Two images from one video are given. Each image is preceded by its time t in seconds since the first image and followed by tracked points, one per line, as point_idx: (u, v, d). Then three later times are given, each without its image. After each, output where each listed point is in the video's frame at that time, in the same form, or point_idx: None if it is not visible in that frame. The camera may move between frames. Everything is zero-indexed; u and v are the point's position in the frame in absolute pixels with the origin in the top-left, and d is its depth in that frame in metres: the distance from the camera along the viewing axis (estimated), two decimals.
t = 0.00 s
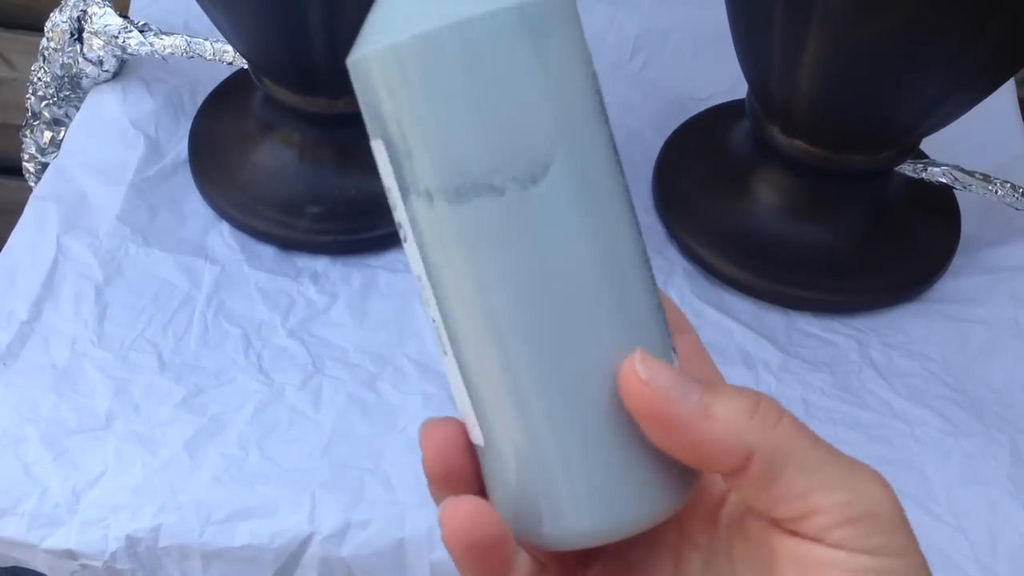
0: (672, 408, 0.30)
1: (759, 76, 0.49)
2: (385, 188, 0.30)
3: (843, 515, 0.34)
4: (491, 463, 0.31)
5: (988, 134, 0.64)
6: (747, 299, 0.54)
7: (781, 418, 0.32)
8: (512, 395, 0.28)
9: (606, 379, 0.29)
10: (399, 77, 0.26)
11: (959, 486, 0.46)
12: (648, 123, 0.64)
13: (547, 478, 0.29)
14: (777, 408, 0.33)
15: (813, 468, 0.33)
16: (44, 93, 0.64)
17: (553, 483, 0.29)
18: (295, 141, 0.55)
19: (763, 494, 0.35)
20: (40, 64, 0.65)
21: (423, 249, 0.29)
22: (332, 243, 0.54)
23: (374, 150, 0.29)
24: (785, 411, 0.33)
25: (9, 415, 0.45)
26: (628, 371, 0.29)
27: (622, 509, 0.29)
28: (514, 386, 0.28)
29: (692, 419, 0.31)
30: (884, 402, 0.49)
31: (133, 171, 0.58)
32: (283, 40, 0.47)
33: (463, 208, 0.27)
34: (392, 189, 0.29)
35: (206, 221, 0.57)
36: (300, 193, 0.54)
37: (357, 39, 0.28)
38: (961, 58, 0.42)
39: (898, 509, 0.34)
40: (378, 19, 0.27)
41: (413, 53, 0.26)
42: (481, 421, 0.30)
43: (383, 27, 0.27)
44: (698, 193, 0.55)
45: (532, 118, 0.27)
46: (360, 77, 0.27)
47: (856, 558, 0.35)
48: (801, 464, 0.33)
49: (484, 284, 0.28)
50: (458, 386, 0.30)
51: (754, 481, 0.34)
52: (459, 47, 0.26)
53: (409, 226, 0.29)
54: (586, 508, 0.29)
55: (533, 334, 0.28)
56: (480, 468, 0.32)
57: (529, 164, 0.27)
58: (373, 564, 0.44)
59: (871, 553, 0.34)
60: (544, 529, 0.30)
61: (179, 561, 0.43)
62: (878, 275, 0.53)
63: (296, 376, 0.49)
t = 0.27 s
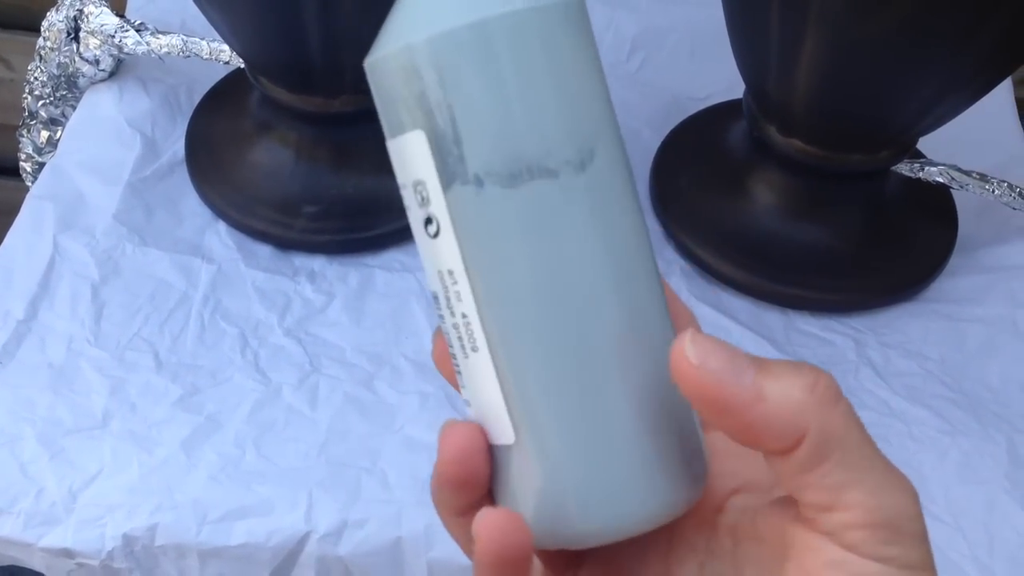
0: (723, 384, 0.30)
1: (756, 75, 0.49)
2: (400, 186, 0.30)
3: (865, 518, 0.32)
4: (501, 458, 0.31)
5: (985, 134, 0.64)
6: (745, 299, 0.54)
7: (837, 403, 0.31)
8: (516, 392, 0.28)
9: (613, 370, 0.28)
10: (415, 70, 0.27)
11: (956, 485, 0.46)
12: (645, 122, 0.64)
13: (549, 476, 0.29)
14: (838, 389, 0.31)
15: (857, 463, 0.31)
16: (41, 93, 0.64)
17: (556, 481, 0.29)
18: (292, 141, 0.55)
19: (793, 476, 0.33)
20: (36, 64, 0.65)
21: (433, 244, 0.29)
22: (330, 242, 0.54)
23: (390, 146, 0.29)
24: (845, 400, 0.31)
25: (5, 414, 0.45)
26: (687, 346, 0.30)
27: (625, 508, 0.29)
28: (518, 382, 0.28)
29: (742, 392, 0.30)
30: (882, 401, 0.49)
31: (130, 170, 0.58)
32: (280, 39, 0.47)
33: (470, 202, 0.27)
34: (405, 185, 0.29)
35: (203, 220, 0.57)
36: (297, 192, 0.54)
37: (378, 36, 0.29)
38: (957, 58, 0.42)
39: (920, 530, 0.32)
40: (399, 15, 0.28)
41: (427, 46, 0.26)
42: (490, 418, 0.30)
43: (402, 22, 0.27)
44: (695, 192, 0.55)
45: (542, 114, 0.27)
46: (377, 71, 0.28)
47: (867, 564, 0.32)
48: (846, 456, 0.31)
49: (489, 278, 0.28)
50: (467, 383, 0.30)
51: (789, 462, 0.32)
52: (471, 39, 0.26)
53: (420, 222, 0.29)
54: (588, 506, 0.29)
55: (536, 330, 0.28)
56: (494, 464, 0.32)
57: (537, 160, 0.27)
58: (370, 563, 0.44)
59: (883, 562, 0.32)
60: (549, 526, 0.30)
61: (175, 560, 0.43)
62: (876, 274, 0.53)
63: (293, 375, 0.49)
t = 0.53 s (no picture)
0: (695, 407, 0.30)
1: (758, 78, 0.49)
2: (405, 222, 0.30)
3: (847, 525, 0.33)
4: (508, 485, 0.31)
5: (987, 136, 0.64)
6: (747, 301, 0.54)
7: (808, 414, 0.32)
8: (524, 425, 0.29)
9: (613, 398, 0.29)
10: (414, 112, 0.27)
11: (958, 487, 0.46)
12: (647, 124, 0.64)
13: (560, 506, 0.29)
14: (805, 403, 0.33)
15: (832, 471, 0.33)
16: (44, 96, 0.64)
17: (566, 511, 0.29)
18: (295, 143, 0.55)
19: (772, 491, 0.34)
20: (40, 67, 0.65)
21: (439, 280, 0.29)
22: (332, 244, 0.54)
23: (394, 183, 0.30)
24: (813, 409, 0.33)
25: (8, 416, 0.45)
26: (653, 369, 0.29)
27: (637, 537, 0.29)
28: (527, 417, 0.28)
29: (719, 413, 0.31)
30: (884, 403, 0.49)
31: (132, 172, 0.58)
32: (282, 40, 0.47)
33: (477, 238, 0.27)
34: (410, 221, 0.30)
35: (206, 223, 0.57)
36: (299, 194, 0.54)
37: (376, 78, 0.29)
38: (958, 60, 0.42)
39: (905, 534, 0.34)
40: (396, 56, 0.28)
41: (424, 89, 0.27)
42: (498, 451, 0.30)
43: (399, 64, 0.28)
44: (697, 195, 0.56)
45: (542, 149, 0.27)
46: (377, 112, 0.28)
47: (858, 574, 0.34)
48: (822, 466, 0.33)
49: (494, 314, 0.28)
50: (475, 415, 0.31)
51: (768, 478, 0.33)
52: (469, 79, 0.26)
53: (424, 259, 0.29)
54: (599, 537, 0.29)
55: (542, 364, 0.28)
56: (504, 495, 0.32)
57: (541, 193, 0.27)
58: (372, 564, 0.44)
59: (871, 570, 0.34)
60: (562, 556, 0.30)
61: (179, 562, 0.44)
62: (878, 276, 0.53)
63: (295, 377, 0.49)
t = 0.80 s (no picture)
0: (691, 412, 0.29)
1: (756, 73, 0.49)
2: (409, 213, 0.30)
3: (852, 526, 0.33)
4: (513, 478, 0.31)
5: (985, 133, 0.64)
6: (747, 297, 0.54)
7: (803, 420, 0.32)
8: (526, 415, 0.28)
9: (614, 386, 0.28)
10: (419, 98, 0.27)
11: (957, 483, 0.46)
12: (645, 121, 0.64)
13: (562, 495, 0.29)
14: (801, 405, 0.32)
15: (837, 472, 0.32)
16: (41, 91, 0.64)
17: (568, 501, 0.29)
18: (293, 138, 0.55)
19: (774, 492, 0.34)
20: (37, 62, 0.65)
21: (442, 269, 0.29)
22: (330, 240, 0.54)
23: (399, 175, 0.30)
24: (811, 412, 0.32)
25: (6, 411, 0.45)
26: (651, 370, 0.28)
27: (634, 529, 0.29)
28: (529, 407, 0.28)
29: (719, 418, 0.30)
30: (883, 399, 0.49)
31: (130, 168, 0.58)
32: (280, 35, 0.47)
33: (480, 226, 0.27)
34: (414, 212, 0.29)
35: (204, 218, 0.57)
36: (298, 190, 0.54)
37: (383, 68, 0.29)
38: (958, 57, 0.42)
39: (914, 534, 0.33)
40: (402, 46, 0.28)
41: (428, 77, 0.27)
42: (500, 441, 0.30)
43: (405, 53, 0.28)
44: (696, 190, 0.55)
45: (546, 137, 0.27)
46: (382, 101, 0.28)
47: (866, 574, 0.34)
48: (823, 471, 0.32)
49: (497, 301, 0.28)
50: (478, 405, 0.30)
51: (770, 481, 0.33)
52: (474, 66, 0.26)
53: (428, 249, 0.29)
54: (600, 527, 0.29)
55: (545, 351, 0.28)
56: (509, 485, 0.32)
57: (545, 181, 0.27)
58: (371, 560, 0.44)
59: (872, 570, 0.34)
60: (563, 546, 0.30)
61: (176, 557, 0.43)
62: (878, 271, 0.53)
63: (293, 373, 0.49)
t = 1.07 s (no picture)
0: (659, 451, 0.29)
1: (754, 73, 0.49)
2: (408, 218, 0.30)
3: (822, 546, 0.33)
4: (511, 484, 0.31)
5: (984, 132, 0.64)
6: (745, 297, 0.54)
7: (758, 459, 0.31)
8: (527, 423, 0.28)
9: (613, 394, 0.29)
10: (419, 107, 0.27)
11: (955, 483, 0.46)
12: (644, 120, 0.64)
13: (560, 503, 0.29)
14: (756, 442, 0.31)
15: (801, 500, 0.32)
16: (39, 91, 0.64)
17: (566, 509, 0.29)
18: (291, 138, 0.55)
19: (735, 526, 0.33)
20: (34, 61, 0.65)
21: (441, 277, 0.29)
22: (328, 241, 0.54)
23: (397, 181, 0.29)
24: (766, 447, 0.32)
25: (4, 412, 0.45)
26: (608, 404, 0.28)
27: (630, 538, 0.29)
28: (530, 414, 0.28)
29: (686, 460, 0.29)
30: (882, 399, 0.49)
31: (128, 167, 0.58)
32: (278, 34, 0.46)
33: (482, 234, 0.27)
34: (412, 218, 0.29)
35: (201, 218, 0.56)
36: (296, 190, 0.54)
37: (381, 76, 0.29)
38: (957, 56, 0.42)
39: (884, 550, 0.34)
40: (401, 53, 0.28)
41: (428, 85, 0.27)
42: (498, 448, 0.30)
43: (404, 61, 0.28)
44: (694, 190, 0.55)
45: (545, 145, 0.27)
46: (381, 108, 0.28)
47: None
48: (787, 502, 0.32)
49: (496, 310, 0.28)
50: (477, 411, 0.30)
51: (730, 518, 0.32)
52: (475, 73, 0.26)
53: (427, 255, 0.29)
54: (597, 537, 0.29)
55: (544, 359, 0.28)
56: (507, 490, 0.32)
57: (546, 189, 0.27)
58: (369, 560, 0.44)
59: None
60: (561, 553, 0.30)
61: (175, 558, 0.43)
62: (877, 271, 0.53)
63: (292, 373, 0.49)
